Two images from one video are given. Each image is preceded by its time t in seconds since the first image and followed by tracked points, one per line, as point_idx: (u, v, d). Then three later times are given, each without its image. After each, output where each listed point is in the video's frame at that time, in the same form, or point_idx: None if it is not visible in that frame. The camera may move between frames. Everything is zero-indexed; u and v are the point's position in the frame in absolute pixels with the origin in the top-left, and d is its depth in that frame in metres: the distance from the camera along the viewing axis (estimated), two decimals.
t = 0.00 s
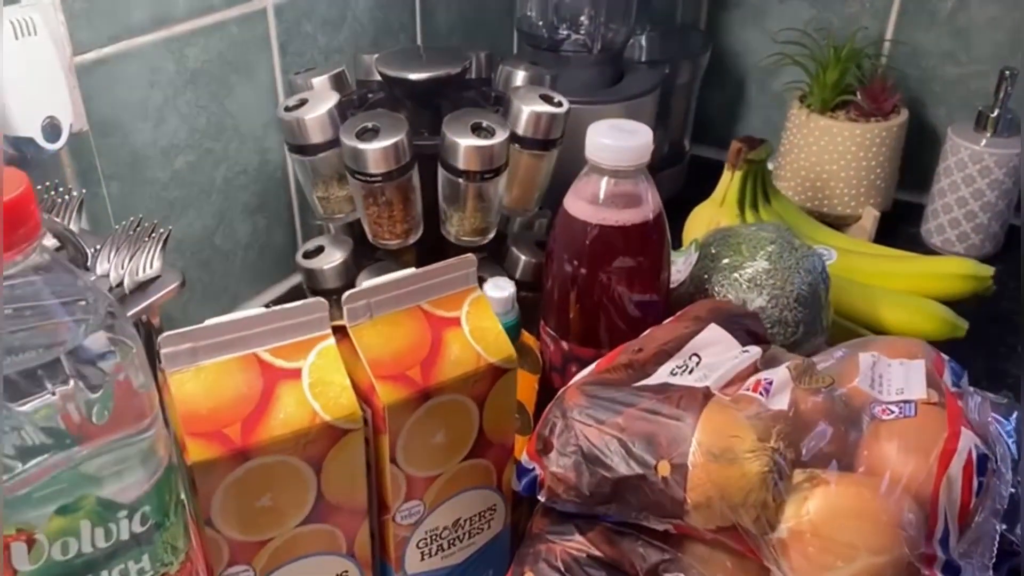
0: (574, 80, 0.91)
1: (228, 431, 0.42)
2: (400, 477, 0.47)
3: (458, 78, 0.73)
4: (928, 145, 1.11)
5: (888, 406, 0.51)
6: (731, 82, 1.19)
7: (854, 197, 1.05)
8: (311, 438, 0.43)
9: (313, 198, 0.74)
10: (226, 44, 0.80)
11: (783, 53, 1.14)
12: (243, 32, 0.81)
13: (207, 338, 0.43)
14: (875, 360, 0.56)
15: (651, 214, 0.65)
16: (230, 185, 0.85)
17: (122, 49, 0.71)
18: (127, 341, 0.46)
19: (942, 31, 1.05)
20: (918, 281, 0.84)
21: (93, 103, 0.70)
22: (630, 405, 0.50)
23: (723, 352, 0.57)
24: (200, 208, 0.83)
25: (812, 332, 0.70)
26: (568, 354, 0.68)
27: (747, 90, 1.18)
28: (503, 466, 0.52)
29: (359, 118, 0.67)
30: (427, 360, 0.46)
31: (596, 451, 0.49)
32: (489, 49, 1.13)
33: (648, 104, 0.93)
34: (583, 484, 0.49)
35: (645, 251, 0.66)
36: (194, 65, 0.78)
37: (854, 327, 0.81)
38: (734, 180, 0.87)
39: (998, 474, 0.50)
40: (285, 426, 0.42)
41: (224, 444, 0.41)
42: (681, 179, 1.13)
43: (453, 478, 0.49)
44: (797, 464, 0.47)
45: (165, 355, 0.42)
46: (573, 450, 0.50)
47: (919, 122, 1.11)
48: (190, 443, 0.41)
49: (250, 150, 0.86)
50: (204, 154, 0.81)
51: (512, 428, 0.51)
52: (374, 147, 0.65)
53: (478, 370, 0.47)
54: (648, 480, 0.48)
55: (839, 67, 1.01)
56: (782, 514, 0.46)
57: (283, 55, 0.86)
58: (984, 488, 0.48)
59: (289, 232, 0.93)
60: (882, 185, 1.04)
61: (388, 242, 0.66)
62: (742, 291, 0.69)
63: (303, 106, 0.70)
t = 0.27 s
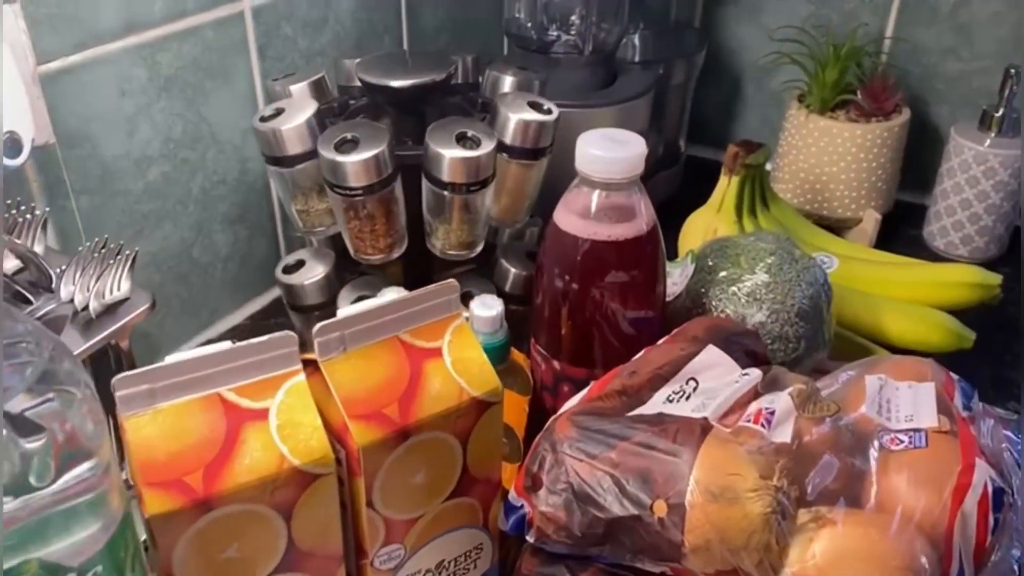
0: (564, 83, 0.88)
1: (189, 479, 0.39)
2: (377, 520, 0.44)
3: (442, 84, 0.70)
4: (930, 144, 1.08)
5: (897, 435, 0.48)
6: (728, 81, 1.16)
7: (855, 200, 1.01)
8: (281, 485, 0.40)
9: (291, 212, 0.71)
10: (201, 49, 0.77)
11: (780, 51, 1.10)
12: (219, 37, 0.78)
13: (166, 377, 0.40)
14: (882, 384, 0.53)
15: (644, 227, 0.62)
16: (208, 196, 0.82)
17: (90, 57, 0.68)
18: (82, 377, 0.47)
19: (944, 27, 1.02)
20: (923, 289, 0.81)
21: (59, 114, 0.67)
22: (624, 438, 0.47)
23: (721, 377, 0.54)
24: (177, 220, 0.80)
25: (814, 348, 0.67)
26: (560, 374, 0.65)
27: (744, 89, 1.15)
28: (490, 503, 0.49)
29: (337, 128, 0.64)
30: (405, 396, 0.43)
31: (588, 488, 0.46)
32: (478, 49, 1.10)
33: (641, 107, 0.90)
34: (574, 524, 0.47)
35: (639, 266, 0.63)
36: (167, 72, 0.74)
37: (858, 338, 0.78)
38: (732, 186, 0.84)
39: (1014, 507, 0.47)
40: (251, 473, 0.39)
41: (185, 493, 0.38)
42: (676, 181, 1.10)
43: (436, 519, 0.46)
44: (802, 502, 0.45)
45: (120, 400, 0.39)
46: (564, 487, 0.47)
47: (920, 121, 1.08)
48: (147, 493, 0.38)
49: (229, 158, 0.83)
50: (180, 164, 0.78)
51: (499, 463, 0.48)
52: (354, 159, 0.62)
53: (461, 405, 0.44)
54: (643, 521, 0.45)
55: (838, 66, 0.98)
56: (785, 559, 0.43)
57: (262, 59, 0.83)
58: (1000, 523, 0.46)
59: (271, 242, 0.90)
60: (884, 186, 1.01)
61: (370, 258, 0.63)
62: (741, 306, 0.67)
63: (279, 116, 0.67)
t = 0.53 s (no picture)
0: (548, 80, 0.84)
1: (125, 530, 0.38)
2: (337, 567, 0.41)
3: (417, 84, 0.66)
4: (929, 140, 1.05)
5: (906, 464, 0.44)
6: (720, 75, 1.12)
7: (852, 199, 0.98)
8: (224, 532, 0.40)
9: (257, 221, 0.67)
10: (163, 49, 0.73)
11: (774, 44, 1.07)
12: (182, 35, 0.74)
13: (100, 422, 0.39)
14: (886, 405, 0.50)
15: (632, 236, 0.58)
16: (174, 203, 0.78)
17: (40, 58, 0.64)
18: (3, 425, 0.45)
19: (944, 18, 0.98)
20: (927, 294, 0.77)
21: (7, 120, 0.63)
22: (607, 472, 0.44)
23: (714, 400, 0.50)
24: (141, 229, 0.76)
25: (811, 362, 0.64)
26: (543, 392, 0.61)
27: (736, 83, 1.11)
28: (463, 541, 0.47)
29: (304, 132, 0.60)
30: (366, 434, 0.40)
31: (570, 528, 0.43)
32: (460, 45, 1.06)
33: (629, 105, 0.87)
34: (555, 567, 0.43)
35: (626, 277, 0.59)
36: (127, 74, 0.70)
37: (858, 347, 0.75)
38: (724, 188, 0.80)
39: None
40: (192, 522, 0.39)
41: (120, 546, 0.38)
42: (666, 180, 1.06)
43: (402, 561, 0.44)
44: (801, 543, 0.41)
45: (47, 445, 0.38)
46: (544, 526, 0.44)
47: (919, 116, 1.04)
48: (77, 547, 0.37)
49: (196, 163, 0.79)
50: (143, 170, 0.74)
51: (472, 499, 0.45)
52: (321, 166, 0.58)
53: (427, 442, 0.41)
54: (629, 563, 0.41)
55: (834, 60, 0.94)
56: None
57: (230, 59, 0.79)
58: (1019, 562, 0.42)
59: (243, 249, 0.86)
60: (882, 185, 0.97)
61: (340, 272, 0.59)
62: (734, 317, 0.63)
63: (242, 119, 0.63)
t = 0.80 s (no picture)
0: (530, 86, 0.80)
1: None
2: None
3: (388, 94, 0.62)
4: (927, 143, 1.01)
5: (913, 514, 0.41)
6: (711, 77, 1.08)
7: (849, 205, 0.94)
8: None
9: (218, 242, 0.63)
10: (119, 58, 0.68)
11: (766, 45, 1.03)
12: (140, 44, 0.70)
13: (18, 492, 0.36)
14: (892, 444, 0.46)
15: (616, 259, 0.54)
16: (134, 221, 0.73)
17: None
18: None
19: (942, 16, 0.94)
20: (930, 310, 0.73)
21: None
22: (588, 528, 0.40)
23: (706, 442, 0.46)
24: (99, 249, 0.71)
25: (808, 388, 0.60)
26: (524, 425, 0.57)
27: (727, 86, 1.07)
28: None
29: (262, 150, 0.56)
30: (317, 499, 0.39)
31: None
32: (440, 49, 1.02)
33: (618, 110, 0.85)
34: None
35: (610, 302, 0.55)
36: (79, 86, 0.66)
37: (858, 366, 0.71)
38: (715, 199, 0.76)
39: None
40: None
41: None
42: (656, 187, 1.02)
43: None
44: None
45: None
46: None
47: (917, 118, 1.00)
48: None
49: (158, 178, 0.75)
50: (100, 188, 0.70)
51: (433, 555, 0.44)
52: (280, 187, 0.54)
53: (383, 504, 0.40)
54: None
55: (829, 61, 0.90)
56: None
57: (193, 68, 0.75)
58: None
59: (211, 268, 0.81)
60: (880, 191, 0.93)
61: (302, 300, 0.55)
62: (727, 341, 0.59)
63: (198, 136, 0.59)
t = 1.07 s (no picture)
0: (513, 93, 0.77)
1: None
2: None
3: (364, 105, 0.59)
4: (923, 144, 0.98)
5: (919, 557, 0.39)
6: (701, 78, 1.05)
7: (844, 210, 0.91)
8: None
9: (186, 262, 0.60)
10: (81, 69, 0.65)
11: (757, 44, 1.00)
12: (104, 53, 0.67)
13: None
14: (895, 476, 0.44)
15: (602, 278, 0.52)
16: (102, 238, 0.70)
17: None
18: None
19: (938, 14, 0.91)
20: (930, 320, 0.71)
21: None
22: None
23: (698, 477, 0.44)
24: (65, 269, 0.68)
25: (805, 409, 0.58)
26: (508, 452, 0.54)
27: (718, 86, 1.04)
28: None
29: (227, 167, 0.53)
30: (277, 555, 0.38)
31: None
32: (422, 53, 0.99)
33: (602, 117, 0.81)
34: None
35: (597, 324, 0.52)
36: (39, 99, 0.63)
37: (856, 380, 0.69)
38: (706, 207, 0.73)
39: None
40: None
41: None
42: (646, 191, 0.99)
43: None
44: None
45: None
46: None
47: (913, 118, 0.97)
48: None
49: (127, 192, 0.72)
50: (64, 204, 0.67)
51: None
52: (246, 207, 0.51)
53: (346, 555, 0.39)
54: None
55: (822, 62, 0.88)
56: None
57: (161, 77, 0.72)
58: None
59: (185, 283, 0.78)
60: (876, 194, 0.91)
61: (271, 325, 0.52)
62: (720, 361, 0.56)
63: (161, 152, 0.56)
